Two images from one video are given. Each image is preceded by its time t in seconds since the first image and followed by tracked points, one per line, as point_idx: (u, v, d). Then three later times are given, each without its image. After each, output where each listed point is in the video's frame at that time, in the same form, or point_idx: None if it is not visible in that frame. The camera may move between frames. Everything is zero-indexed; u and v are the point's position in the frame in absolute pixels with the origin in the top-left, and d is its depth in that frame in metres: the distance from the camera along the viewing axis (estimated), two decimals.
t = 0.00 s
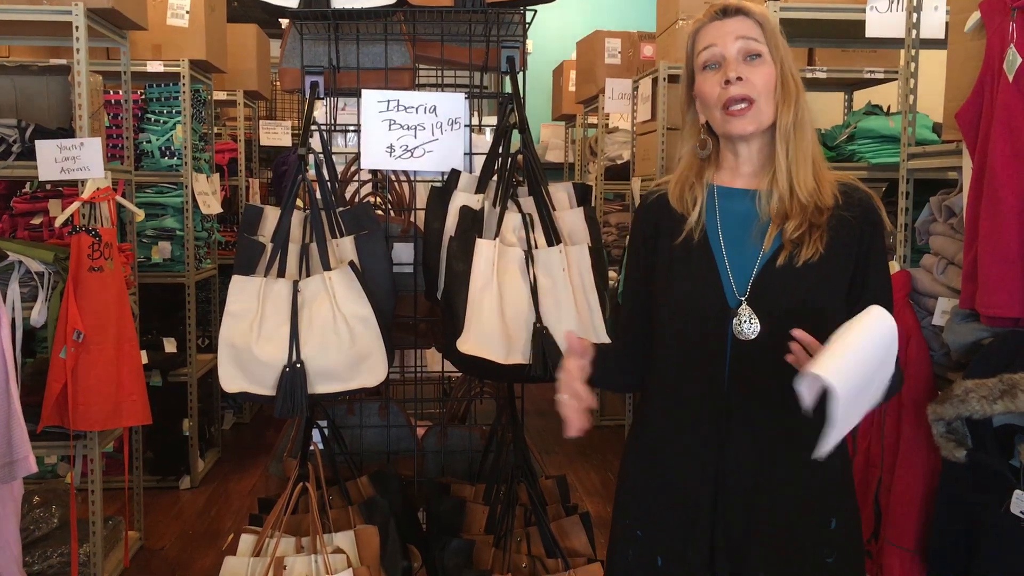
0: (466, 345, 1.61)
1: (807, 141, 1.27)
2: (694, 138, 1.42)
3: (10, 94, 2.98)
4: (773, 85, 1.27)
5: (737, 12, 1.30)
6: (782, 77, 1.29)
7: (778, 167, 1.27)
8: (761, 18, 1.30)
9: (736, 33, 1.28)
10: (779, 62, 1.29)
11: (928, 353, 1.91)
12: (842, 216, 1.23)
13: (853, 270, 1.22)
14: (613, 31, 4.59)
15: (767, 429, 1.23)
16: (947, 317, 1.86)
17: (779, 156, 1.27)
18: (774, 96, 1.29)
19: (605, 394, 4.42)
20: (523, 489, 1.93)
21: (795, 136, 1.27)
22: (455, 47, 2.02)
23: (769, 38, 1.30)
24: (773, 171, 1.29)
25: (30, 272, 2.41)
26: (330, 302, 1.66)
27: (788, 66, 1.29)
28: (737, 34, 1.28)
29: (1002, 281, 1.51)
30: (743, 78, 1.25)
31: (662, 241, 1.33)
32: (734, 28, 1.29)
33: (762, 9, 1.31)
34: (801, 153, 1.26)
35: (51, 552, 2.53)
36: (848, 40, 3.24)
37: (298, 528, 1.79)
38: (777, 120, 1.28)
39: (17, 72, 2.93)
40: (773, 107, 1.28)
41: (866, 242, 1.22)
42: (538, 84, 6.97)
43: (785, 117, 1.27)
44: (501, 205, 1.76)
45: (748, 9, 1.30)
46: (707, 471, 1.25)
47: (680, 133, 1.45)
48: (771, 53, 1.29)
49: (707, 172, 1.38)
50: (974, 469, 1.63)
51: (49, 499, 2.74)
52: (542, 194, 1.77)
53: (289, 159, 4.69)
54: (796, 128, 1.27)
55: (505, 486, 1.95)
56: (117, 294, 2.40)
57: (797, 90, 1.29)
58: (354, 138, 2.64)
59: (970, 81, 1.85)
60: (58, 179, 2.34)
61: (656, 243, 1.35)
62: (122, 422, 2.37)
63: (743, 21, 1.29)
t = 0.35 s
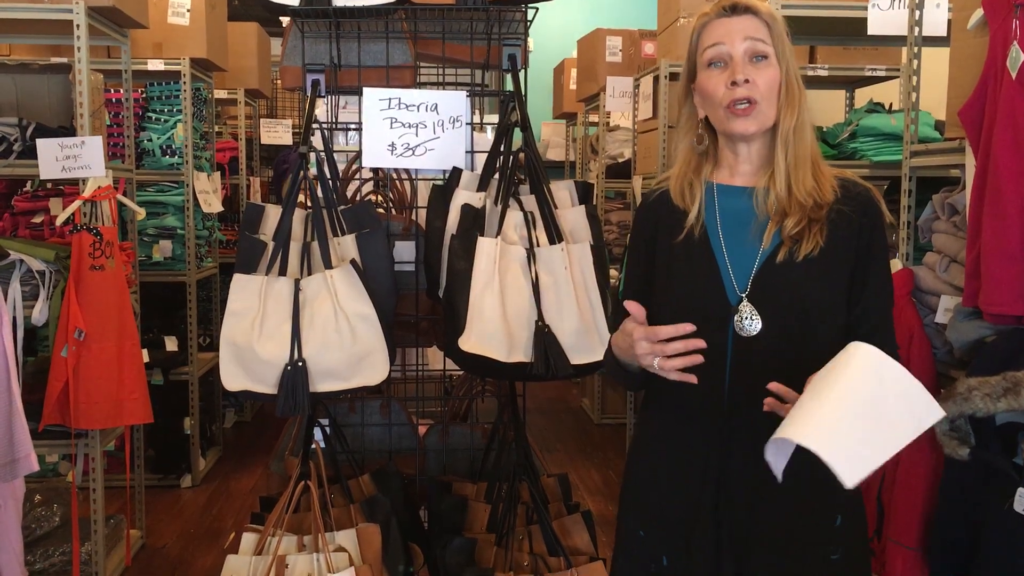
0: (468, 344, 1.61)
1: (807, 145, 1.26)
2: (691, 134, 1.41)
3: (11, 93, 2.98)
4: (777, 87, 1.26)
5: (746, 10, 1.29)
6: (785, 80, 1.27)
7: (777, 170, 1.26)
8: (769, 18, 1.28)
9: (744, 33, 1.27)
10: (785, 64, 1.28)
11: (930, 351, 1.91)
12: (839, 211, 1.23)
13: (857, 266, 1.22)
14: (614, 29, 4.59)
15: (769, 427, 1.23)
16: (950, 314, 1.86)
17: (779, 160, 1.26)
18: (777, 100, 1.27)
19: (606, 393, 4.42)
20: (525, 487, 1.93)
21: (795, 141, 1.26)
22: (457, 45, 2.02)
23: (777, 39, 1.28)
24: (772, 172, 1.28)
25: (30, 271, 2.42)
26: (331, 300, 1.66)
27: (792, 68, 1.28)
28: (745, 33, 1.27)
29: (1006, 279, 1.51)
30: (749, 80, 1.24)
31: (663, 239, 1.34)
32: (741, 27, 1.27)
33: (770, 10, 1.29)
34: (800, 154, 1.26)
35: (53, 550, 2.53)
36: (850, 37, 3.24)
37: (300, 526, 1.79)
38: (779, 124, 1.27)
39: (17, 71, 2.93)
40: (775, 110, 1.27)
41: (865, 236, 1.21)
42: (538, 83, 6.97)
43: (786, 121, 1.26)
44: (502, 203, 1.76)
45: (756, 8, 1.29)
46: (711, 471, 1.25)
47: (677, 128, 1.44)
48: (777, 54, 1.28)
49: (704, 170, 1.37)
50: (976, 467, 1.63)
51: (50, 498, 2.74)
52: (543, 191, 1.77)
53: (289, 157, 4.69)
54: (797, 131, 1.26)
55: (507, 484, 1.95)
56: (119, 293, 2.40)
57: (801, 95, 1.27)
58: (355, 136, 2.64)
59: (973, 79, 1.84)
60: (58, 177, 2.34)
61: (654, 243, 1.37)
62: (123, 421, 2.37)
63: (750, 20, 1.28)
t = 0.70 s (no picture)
0: (470, 343, 1.61)
1: (808, 143, 1.27)
2: (691, 125, 1.41)
3: (13, 93, 2.98)
4: (780, 84, 1.26)
5: (756, 5, 1.28)
6: (789, 77, 1.27)
7: (778, 164, 1.26)
8: (778, 14, 1.27)
9: (752, 27, 1.26)
10: (790, 62, 1.27)
11: (932, 351, 1.90)
12: (838, 209, 1.23)
13: (857, 265, 1.22)
14: (615, 29, 4.59)
15: (771, 425, 1.23)
16: (952, 314, 1.86)
17: (780, 153, 1.27)
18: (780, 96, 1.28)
19: (607, 392, 4.42)
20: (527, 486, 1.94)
21: (796, 136, 1.27)
22: (458, 45, 2.01)
23: (785, 35, 1.27)
24: (773, 169, 1.29)
25: (31, 271, 2.44)
26: (332, 299, 1.66)
27: (797, 66, 1.28)
28: (753, 27, 1.26)
29: (1009, 278, 1.51)
30: (754, 72, 1.24)
31: (663, 238, 1.33)
32: (750, 21, 1.26)
33: (779, 5, 1.28)
34: (801, 152, 1.26)
35: (54, 550, 2.54)
36: (851, 36, 3.23)
37: (301, 526, 1.78)
38: (781, 119, 1.27)
39: (19, 71, 2.93)
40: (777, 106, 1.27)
41: (866, 234, 1.22)
42: (539, 82, 6.97)
43: (789, 117, 1.26)
44: (503, 202, 1.75)
45: (766, 3, 1.28)
46: (714, 470, 1.25)
47: (677, 119, 1.43)
48: (783, 51, 1.27)
49: (703, 163, 1.36)
50: (978, 467, 1.63)
51: (51, 497, 2.74)
52: (545, 191, 1.76)
53: (290, 157, 4.69)
54: (800, 128, 1.27)
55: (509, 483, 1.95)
56: (121, 293, 2.41)
57: (802, 93, 1.28)
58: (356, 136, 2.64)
59: (974, 78, 1.84)
60: (60, 177, 2.34)
61: (655, 239, 1.34)
62: (124, 420, 2.37)
63: (759, 14, 1.27)
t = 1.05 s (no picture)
0: (469, 344, 1.61)
1: (807, 146, 1.27)
2: (688, 125, 1.41)
3: (13, 94, 2.99)
4: (779, 85, 1.26)
5: (755, 6, 1.28)
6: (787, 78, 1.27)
7: (775, 165, 1.26)
8: (779, 16, 1.27)
9: (752, 28, 1.25)
10: (789, 64, 1.27)
11: (932, 351, 1.90)
12: (837, 210, 1.23)
13: (855, 266, 1.22)
14: (615, 29, 4.59)
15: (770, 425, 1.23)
16: (951, 315, 1.86)
17: (776, 155, 1.26)
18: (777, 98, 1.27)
19: (608, 393, 4.42)
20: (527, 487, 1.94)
21: (791, 137, 1.27)
22: (458, 46, 2.01)
23: (784, 37, 1.27)
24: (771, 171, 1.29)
25: (31, 272, 2.44)
26: (332, 300, 1.66)
27: (795, 68, 1.28)
28: (753, 28, 1.26)
29: (1008, 280, 1.51)
30: (752, 73, 1.24)
31: (662, 240, 1.33)
32: (750, 22, 1.26)
33: (779, 7, 1.28)
34: (798, 155, 1.26)
35: (55, 551, 2.54)
36: (851, 37, 3.23)
37: (302, 527, 1.79)
38: (777, 121, 1.27)
39: (19, 72, 2.93)
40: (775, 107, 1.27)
41: (864, 234, 1.22)
42: (540, 83, 6.98)
43: (785, 119, 1.26)
44: (502, 203, 1.76)
45: (766, 5, 1.28)
46: (714, 471, 1.25)
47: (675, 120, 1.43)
48: (782, 53, 1.27)
49: (699, 166, 1.36)
50: (978, 468, 1.63)
51: (52, 498, 2.74)
52: (545, 191, 1.76)
53: (291, 158, 4.70)
54: (796, 130, 1.27)
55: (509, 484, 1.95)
56: (121, 294, 2.41)
57: (800, 95, 1.28)
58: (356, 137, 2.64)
59: (973, 79, 1.84)
60: (60, 178, 2.34)
61: (654, 243, 1.34)
62: (125, 421, 2.37)
63: (759, 15, 1.27)
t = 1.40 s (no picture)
0: (470, 346, 1.61)
1: (807, 148, 1.27)
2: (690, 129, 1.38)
3: (13, 95, 2.99)
4: (773, 95, 1.25)
5: (748, 12, 1.27)
6: (782, 85, 1.26)
7: (775, 172, 1.26)
8: (773, 22, 1.26)
9: (746, 37, 1.24)
10: (785, 68, 1.26)
11: (931, 353, 1.91)
12: (839, 208, 1.24)
13: (854, 268, 1.22)
14: (615, 31, 4.59)
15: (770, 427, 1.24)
16: (951, 317, 1.86)
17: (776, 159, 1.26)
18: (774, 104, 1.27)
19: (608, 394, 4.42)
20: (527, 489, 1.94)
21: (791, 144, 1.26)
22: (457, 47, 2.02)
23: (779, 42, 1.26)
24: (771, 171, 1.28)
25: (31, 272, 2.43)
26: (332, 302, 1.67)
27: (793, 74, 1.27)
28: (747, 37, 1.24)
29: (1006, 281, 1.51)
30: (745, 85, 1.23)
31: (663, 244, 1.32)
32: (744, 31, 1.24)
33: (774, 12, 1.27)
34: (798, 158, 1.26)
35: (55, 552, 2.54)
36: (851, 39, 3.24)
37: (302, 528, 1.79)
38: (776, 128, 1.27)
39: (19, 74, 2.93)
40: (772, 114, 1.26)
41: (862, 234, 1.23)
42: (540, 85, 6.98)
43: (784, 126, 1.26)
44: (503, 204, 1.76)
45: (760, 11, 1.27)
46: (714, 473, 1.25)
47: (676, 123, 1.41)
48: (778, 58, 1.26)
49: (702, 164, 1.35)
50: (978, 469, 1.63)
51: (52, 499, 2.74)
52: (545, 193, 1.77)
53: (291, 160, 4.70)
54: (795, 136, 1.26)
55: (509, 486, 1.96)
56: (121, 296, 2.41)
57: (799, 99, 1.27)
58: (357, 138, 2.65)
59: (973, 81, 1.85)
60: (60, 180, 2.34)
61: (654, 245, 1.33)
62: (125, 421, 2.38)
63: (754, 23, 1.25)
